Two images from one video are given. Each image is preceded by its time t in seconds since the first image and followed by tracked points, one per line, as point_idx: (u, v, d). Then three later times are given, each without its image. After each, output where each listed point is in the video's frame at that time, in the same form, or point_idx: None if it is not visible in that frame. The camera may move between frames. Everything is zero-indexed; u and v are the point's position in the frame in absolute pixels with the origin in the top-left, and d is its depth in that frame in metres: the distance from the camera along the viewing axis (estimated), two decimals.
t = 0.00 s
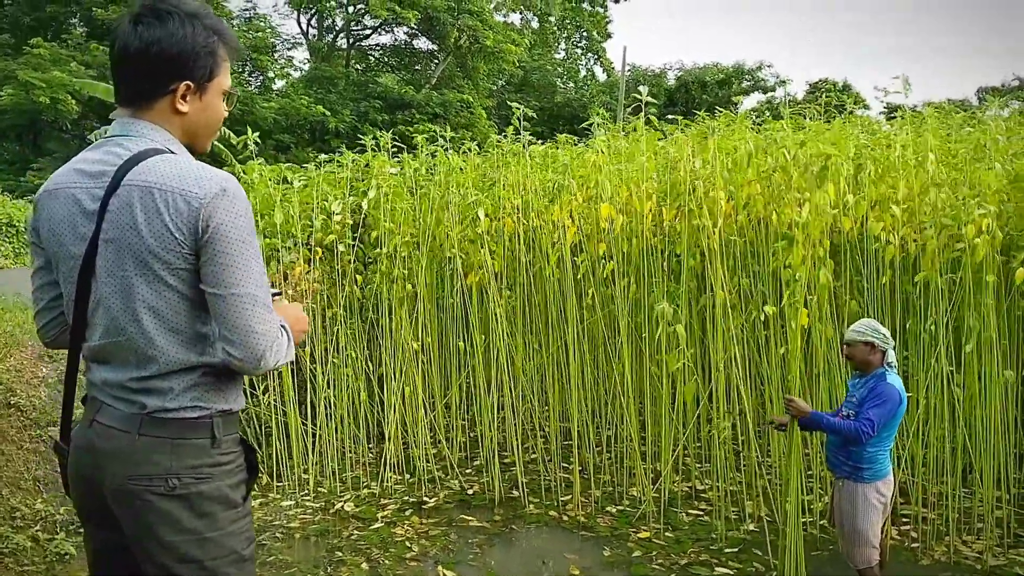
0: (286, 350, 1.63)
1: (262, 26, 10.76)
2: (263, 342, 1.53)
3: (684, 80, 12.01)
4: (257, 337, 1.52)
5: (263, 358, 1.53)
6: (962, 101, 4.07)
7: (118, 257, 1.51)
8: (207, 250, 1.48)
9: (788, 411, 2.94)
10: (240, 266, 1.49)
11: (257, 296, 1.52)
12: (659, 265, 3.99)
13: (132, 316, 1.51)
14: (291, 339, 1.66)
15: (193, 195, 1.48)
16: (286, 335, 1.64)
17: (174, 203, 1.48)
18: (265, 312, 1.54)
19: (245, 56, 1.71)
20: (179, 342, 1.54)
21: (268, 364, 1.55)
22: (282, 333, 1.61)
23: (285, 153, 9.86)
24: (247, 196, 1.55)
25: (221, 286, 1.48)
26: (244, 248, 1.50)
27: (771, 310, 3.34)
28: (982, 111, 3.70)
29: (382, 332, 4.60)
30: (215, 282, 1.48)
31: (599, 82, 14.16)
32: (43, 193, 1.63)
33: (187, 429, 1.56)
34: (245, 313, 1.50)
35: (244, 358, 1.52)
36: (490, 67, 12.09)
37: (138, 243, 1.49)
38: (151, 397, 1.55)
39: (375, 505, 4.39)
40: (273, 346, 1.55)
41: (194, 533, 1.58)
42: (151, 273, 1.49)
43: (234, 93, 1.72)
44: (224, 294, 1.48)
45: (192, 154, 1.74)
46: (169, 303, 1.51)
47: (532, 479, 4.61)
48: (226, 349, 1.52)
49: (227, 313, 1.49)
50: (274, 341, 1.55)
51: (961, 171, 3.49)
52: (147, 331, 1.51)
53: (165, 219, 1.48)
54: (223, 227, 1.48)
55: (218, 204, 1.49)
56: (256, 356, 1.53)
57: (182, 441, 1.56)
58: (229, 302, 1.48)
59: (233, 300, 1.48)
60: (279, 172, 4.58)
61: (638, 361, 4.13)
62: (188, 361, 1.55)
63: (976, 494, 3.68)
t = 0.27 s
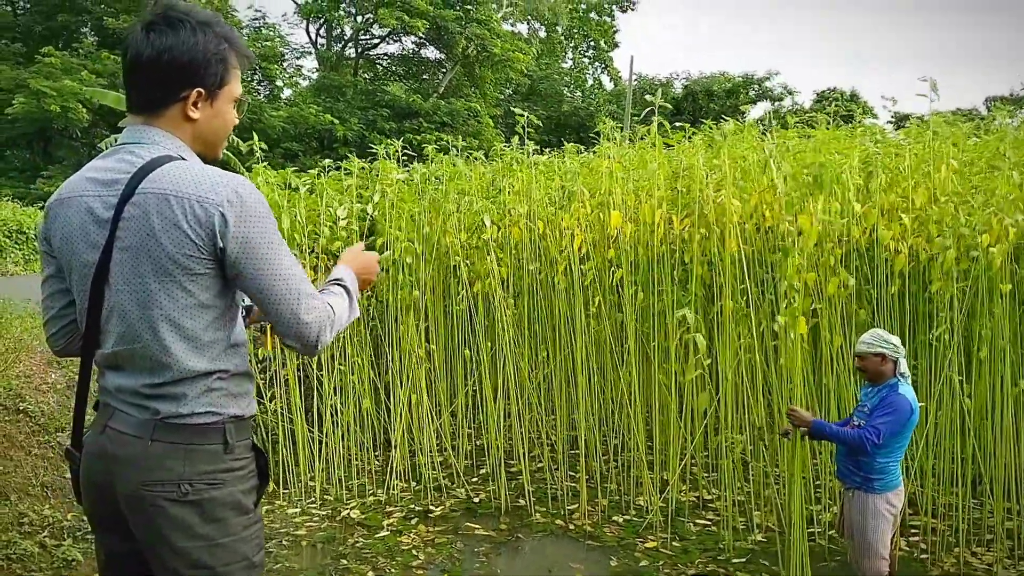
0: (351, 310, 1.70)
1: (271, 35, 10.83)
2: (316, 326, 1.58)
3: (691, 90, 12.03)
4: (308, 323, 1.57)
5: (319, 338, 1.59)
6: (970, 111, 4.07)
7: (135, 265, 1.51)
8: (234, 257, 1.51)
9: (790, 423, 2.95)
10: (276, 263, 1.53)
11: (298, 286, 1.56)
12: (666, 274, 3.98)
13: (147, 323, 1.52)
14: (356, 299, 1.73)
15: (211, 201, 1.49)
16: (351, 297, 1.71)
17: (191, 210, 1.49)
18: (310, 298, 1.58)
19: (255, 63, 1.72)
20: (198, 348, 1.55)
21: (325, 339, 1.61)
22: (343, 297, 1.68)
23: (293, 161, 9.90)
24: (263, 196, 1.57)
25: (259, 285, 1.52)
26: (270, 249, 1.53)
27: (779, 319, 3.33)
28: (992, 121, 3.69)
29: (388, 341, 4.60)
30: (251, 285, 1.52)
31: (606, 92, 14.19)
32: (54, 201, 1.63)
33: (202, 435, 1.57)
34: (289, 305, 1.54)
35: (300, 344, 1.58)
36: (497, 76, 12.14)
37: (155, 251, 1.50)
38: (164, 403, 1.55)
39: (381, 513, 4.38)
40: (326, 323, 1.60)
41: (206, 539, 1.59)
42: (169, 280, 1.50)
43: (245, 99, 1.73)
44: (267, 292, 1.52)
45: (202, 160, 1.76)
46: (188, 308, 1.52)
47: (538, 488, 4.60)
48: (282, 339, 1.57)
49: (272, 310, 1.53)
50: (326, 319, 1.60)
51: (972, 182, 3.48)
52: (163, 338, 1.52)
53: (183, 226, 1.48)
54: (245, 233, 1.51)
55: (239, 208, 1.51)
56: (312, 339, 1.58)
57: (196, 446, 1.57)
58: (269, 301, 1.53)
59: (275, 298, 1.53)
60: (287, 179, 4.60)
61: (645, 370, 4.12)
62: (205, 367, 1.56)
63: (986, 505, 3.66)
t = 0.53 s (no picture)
0: (359, 305, 1.70)
1: (267, 39, 10.82)
2: (319, 326, 1.57)
3: (687, 94, 12.03)
4: (311, 323, 1.56)
5: (323, 337, 1.58)
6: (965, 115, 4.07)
7: (130, 269, 1.50)
8: (232, 261, 1.50)
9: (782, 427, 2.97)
10: (276, 265, 1.52)
11: (300, 286, 1.55)
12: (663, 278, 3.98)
13: (143, 328, 1.51)
14: (366, 293, 1.74)
15: (207, 205, 1.49)
16: (361, 291, 1.72)
17: (187, 214, 1.48)
18: (313, 297, 1.57)
19: (251, 66, 1.71)
20: (194, 352, 1.54)
21: (329, 339, 1.60)
22: (351, 292, 1.69)
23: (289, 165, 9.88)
24: (260, 199, 1.56)
25: (258, 287, 1.51)
26: (269, 251, 1.52)
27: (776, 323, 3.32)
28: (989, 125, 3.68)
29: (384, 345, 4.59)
30: (250, 288, 1.52)
31: (603, 96, 14.19)
32: (47, 204, 1.63)
33: (196, 440, 1.56)
34: (292, 306, 1.53)
35: (303, 344, 1.57)
36: (494, 80, 12.14)
37: (151, 254, 1.49)
38: (159, 407, 1.54)
39: (377, 518, 4.36)
40: (330, 322, 1.60)
41: (201, 544, 1.58)
42: (165, 284, 1.49)
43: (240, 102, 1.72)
44: (268, 294, 1.51)
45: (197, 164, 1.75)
46: (184, 312, 1.51)
47: (535, 492, 4.59)
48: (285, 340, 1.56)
49: (274, 312, 1.53)
50: (330, 318, 1.59)
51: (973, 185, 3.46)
52: (159, 342, 1.51)
53: (180, 229, 1.48)
54: (242, 236, 1.50)
55: (236, 212, 1.50)
56: (315, 339, 1.57)
57: (190, 451, 1.56)
58: (270, 303, 1.52)
59: (276, 300, 1.52)
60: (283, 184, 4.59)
61: (642, 374, 4.12)
62: (200, 371, 1.55)
63: (983, 509, 3.65)
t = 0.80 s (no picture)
0: (337, 333, 1.69)
1: (250, 40, 10.75)
2: (285, 337, 1.56)
3: (671, 99, 12.09)
4: (277, 333, 1.55)
5: (289, 349, 1.57)
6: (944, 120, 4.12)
7: (103, 267, 1.48)
8: (204, 262, 1.48)
9: (765, 429, 2.94)
10: (248, 269, 1.51)
11: (269, 295, 1.53)
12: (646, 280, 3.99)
13: (114, 327, 1.49)
14: (347, 325, 1.72)
15: (181, 204, 1.47)
16: (341, 321, 1.71)
17: (161, 213, 1.46)
18: (282, 307, 1.56)
19: (232, 64, 1.69)
20: (166, 353, 1.52)
21: (295, 352, 1.59)
22: (331, 318, 1.67)
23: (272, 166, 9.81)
24: (236, 199, 1.54)
25: (230, 291, 1.50)
26: (242, 256, 1.51)
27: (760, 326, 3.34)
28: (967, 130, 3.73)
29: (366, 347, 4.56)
30: (220, 291, 1.50)
31: (587, 100, 14.23)
32: (21, 201, 1.60)
33: (169, 440, 1.55)
34: (259, 314, 1.52)
35: (268, 353, 1.56)
36: (478, 83, 12.13)
37: (124, 253, 1.47)
38: (131, 408, 1.52)
39: (359, 520, 4.34)
40: (298, 334, 1.59)
41: (174, 546, 1.56)
42: (138, 283, 1.47)
43: (218, 101, 1.70)
44: (239, 300, 1.50)
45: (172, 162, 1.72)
46: (157, 312, 1.49)
47: (517, 494, 4.58)
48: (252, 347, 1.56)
49: (242, 317, 1.51)
50: (298, 330, 1.58)
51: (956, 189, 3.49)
52: (131, 342, 1.49)
53: (153, 229, 1.46)
54: (215, 237, 1.48)
55: (211, 212, 1.49)
56: (280, 350, 1.56)
57: (163, 452, 1.54)
58: (238, 309, 1.51)
59: (243, 307, 1.51)
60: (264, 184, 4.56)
61: (625, 376, 4.12)
62: (173, 372, 1.53)
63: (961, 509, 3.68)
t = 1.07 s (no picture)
0: (306, 336, 1.68)
1: (231, 36, 10.64)
2: (257, 337, 1.54)
3: (655, 99, 12.12)
4: (249, 333, 1.53)
5: (260, 350, 1.55)
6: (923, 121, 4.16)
7: (75, 262, 1.46)
8: (178, 258, 1.46)
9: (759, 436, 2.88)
10: (222, 266, 1.49)
11: (243, 293, 1.51)
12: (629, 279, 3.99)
13: (86, 323, 1.47)
14: (315, 330, 1.71)
15: (156, 199, 1.45)
16: (309, 325, 1.69)
17: (135, 207, 1.44)
18: (256, 307, 1.54)
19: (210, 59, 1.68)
20: (140, 349, 1.50)
21: (266, 354, 1.57)
22: (300, 321, 1.66)
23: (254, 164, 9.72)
24: (211, 194, 1.53)
25: (204, 290, 1.48)
26: (217, 253, 1.49)
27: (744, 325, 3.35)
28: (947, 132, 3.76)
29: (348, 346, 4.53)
30: (194, 288, 1.48)
31: (571, 99, 14.23)
32: None
33: (143, 439, 1.53)
34: (232, 314, 1.50)
35: (239, 353, 1.54)
36: (462, 81, 12.09)
37: (97, 248, 1.45)
38: (104, 405, 1.50)
39: (340, 520, 4.31)
40: (270, 335, 1.57)
41: (148, 546, 1.54)
42: (110, 279, 1.45)
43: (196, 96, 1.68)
44: (213, 299, 1.48)
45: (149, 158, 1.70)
46: (131, 308, 1.47)
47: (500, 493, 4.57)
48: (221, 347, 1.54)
49: (215, 318, 1.49)
50: (270, 331, 1.57)
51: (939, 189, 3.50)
52: (104, 338, 1.47)
53: (126, 223, 1.44)
54: (190, 232, 1.46)
55: (186, 207, 1.47)
56: (252, 351, 1.54)
57: (137, 450, 1.52)
58: (210, 307, 1.48)
59: (216, 305, 1.48)
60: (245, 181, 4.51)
61: (607, 374, 4.13)
62: (147, 369, 1.51)
63: (939, 507, 3.72)
